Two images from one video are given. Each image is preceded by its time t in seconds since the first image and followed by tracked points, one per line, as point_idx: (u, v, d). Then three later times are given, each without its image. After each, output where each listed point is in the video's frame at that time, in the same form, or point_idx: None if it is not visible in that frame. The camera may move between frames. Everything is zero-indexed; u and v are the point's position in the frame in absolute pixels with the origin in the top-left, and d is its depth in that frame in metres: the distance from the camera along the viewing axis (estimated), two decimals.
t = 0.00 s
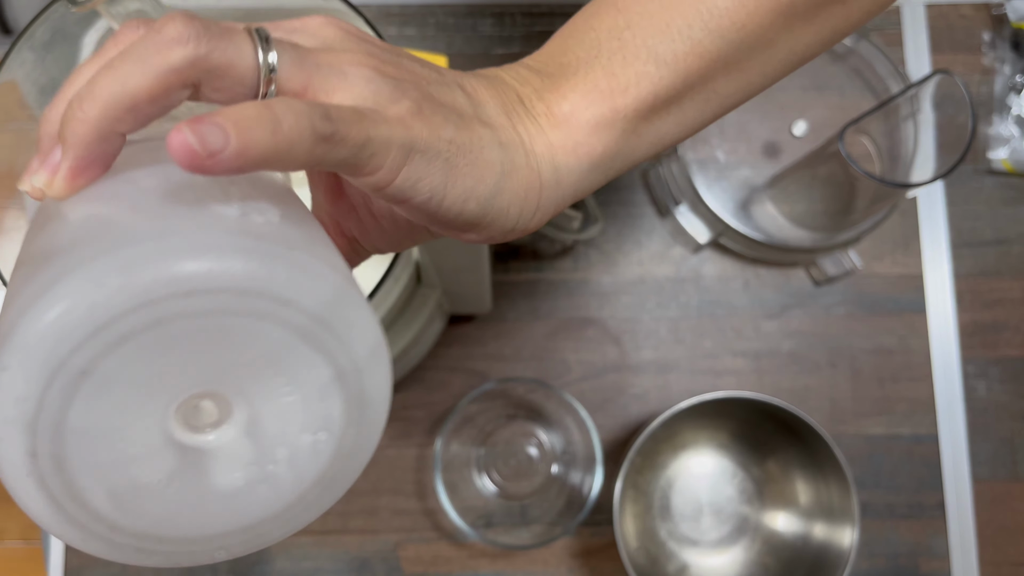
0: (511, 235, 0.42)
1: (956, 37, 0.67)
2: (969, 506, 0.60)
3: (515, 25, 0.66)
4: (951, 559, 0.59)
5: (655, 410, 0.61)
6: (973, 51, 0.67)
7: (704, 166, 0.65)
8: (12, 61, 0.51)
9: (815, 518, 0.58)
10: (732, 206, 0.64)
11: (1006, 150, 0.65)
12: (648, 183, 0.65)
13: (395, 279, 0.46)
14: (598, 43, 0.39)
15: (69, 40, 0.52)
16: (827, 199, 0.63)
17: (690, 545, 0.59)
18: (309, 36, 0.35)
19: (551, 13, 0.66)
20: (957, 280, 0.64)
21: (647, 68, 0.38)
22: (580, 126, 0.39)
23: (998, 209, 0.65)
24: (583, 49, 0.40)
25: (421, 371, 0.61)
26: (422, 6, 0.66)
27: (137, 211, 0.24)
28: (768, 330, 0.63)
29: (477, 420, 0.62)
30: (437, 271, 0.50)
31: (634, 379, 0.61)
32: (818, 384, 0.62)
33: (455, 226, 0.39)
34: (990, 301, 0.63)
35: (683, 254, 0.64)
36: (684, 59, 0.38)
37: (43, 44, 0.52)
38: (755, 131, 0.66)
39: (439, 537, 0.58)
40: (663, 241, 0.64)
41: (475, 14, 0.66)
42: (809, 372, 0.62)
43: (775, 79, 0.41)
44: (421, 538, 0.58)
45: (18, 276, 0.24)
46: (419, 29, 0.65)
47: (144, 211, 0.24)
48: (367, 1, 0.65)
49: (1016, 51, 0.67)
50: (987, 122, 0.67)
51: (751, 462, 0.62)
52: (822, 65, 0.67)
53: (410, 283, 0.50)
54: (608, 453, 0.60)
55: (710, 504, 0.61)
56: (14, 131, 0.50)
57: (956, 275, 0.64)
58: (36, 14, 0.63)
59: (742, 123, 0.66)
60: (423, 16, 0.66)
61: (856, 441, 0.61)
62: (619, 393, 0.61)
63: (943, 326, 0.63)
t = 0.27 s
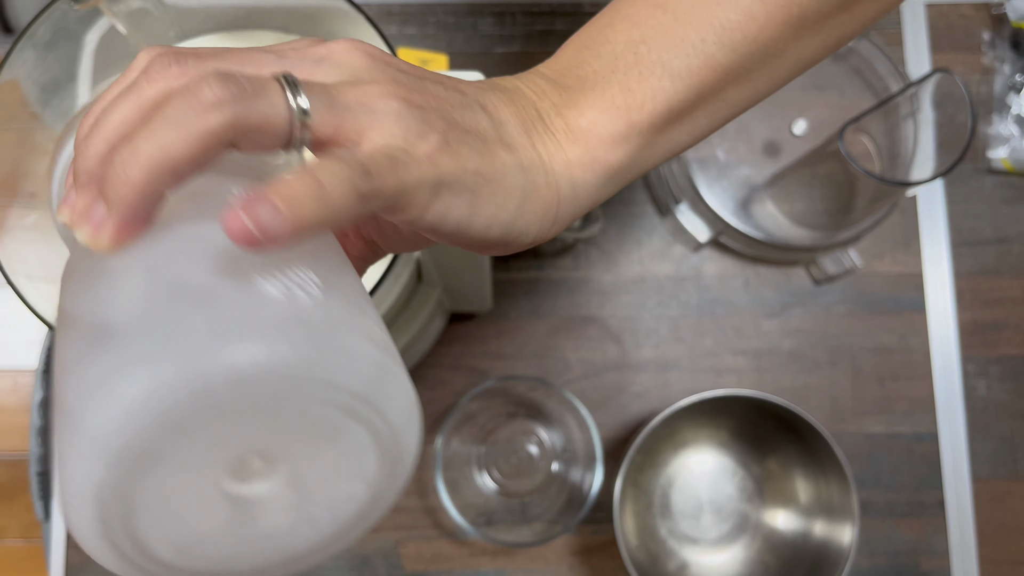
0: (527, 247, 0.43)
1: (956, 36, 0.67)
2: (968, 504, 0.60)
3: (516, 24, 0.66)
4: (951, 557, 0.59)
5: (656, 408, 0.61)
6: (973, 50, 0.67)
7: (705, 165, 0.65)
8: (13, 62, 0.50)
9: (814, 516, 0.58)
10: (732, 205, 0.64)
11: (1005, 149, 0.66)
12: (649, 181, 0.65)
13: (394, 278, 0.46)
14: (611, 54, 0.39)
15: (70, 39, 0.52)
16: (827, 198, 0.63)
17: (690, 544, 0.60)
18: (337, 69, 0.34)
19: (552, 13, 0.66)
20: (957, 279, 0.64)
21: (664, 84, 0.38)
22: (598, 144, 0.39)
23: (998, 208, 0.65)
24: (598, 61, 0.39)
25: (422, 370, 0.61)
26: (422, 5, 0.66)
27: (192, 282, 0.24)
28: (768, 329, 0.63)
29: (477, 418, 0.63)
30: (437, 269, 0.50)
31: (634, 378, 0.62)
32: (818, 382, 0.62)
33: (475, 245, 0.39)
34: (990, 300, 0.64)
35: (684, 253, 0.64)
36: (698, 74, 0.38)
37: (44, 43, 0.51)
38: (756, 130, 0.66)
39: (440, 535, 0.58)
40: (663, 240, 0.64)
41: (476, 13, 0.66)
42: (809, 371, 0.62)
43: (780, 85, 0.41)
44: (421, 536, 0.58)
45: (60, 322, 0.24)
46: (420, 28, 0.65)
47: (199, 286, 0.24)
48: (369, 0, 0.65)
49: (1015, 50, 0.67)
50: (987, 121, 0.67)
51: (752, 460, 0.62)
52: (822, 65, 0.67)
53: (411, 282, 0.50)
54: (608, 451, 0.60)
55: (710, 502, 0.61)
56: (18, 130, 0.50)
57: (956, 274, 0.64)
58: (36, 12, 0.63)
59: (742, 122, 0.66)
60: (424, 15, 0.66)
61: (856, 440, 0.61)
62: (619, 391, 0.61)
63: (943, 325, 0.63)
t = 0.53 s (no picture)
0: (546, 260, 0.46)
1: (957, 35, 0.67)
2: (969, 501, 0.60)
3: (517, 22, 0.66)
4: (951, 555, 0.59)
5: (657, 406, 0.61)
6: (974, 49, 0.67)
7: (705, 163, 0.65)
8: (16, 62, 0.48)
9: (814, 513, 0.58)
10: (733, 203, 0.64)
11: (1006, 147, 0.66)
12: (650, 179, 0.65)
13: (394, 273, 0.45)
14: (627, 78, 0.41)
15: (71, 36, 0.52)
16: (828, 195, 0.63)
17: (691, 540, 0.60)
18: (355, 151, 0.34)
19: (553, 11, 0.67)
20: (958, 276, 0.64)
21: (683, 104, 0.42)
22: (620, 161, 0.42)
23: (998, 206, 0.65)
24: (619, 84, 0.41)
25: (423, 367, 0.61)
26: (424, 3, 0.66)
27: (331, 488, 0.33)
28: (769, 327, 0.63)
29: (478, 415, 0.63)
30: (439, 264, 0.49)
31: (635, 375, 0.62)
32: (819, 380, 0.62)
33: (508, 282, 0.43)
34: (991, 298, 0.64)
35: (685, 251, 0.64)
36: (710, 91, 0.42)
37: (46, 41, 0.50)
38: (756, 129, 0.67)
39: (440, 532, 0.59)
40: (665, 238, 0.64)
41: (477, 11, 0.66)
42: (810, 368, 0.62)
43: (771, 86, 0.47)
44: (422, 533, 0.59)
45: (218, 484, 0.33)
46: (421, 27, 0.66)
47: (337, 492, 0.34)
48: None
49: (1016, 49, 0.67)
50: (988, 120, 0.67)
51: (752, 457, 0.62)
52: (823, 63, 0.68)
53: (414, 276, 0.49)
54: (609, 448, 0.61)
55: (711, 499, 0.61)
56: (17, 130, 0.49)
57: (957, 272, 0.64)
58: (38, 10, 0.63)
59: (743, 121, 0.67)
60: (426, 13, 0.66)
61: (856, 437, 0.61)
62: (620, 388, 0.61)
63: (943, 323, 0.63)
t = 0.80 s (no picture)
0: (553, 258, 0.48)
1: (956, 35, 0.67)
2: (968, 500, 0.60)
3: (518, 22, 0.66)
4: (950, 554, 0.59)
5: (656, 405, 0.61)
6: (974, 49, 0.68)
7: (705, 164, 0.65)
8: (17, 62, 0.48)
9: (814, 511, 0.58)
10: (733, 202, 0.65)
11: (1005, 147, 0.66)
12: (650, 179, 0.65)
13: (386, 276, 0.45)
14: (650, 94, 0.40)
15: (73, 35, 0.51)
16: (828, 195, 0.63)
17: (690, 539, 0.60)
18: (413, 257, 0.32)
19: (554, 11, 0.67)
20: (957, 276, 0.64)
21: (698, 124, 0.42)
22: (638, 181, 0.43)
23: (998, 206, 0.65)
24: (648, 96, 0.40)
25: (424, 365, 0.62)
26: (425, 2, 0.66)
27: (393, 538, 0.35)
28: (768, 326, 0.63)
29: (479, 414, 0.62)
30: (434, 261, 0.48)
31: (635, 374, 0.62)
32: (818, 379, 0.62)
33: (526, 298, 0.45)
34: (990, 297, 0.64)
35: (685, 250, 0.64)
36: (722, 107, 0.43)
37: (47, 41, 0.49)
38: (756, 129, 0.67)
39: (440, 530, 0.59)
40: (664, 238, 0.64)
41: (478, 11, 0.66)
42: (809, 367, 0.62)
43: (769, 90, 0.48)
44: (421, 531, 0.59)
45: (282, 536, 0.34)
46: (422, 26, 0.66)
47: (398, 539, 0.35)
48: None
49: (1015, 49, 0.67)
50: (987, 120, 0.67)
51: (752, 455, 0.62)
52: (823, 63, 0.68)
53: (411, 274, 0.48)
54: (609, 446, 0.61)
55: (710, 498, 0.61)
56: (20, 130, 0.49)
57: (956, 272, 0.64)
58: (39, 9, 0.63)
59: (743, 121, 0.67)
60: (427, 13, 0.66)
61: (855, 436, 0.61)
62: (620, 387, 0.62)
63: (943, 322, 0.63)
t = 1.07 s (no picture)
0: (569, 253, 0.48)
1: (957, 35, 0.68)
2: (968, 499, 0.60)
3: (519, 21, 0.66)
4: (950, 552, 0.59)
5: (657, 403, 0.61)
6: (974, 49, 0.68)
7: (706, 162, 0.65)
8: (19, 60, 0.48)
9: (815, 510, 0.58)
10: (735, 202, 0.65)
11: (1006, 146, 0.66)
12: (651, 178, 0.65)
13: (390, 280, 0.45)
14: (756, 125, 0.35)
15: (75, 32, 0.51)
16: (828, 195, 0.64)
17: (691, 537, 0.60)
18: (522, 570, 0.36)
19: (556, 10, 0.67)
20: (957, 275, 0.64)
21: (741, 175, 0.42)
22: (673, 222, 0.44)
23: (998, 205, 0.65)
24: (751, 140, 0.35)
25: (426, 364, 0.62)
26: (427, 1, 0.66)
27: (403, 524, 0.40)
28: (769, 324, 0.63)
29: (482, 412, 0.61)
30: (440, 263, 0.48)
31: (636, 372, 0.62)
32: (818, 377, 0.62)
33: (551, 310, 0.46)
34: (990, 296, 0.64)
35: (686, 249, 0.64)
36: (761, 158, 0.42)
37: (49, 41, 0.49)
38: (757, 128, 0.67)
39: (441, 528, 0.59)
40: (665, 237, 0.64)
41: (480, 10, 0.66)
42: (809, 366, 0.63)
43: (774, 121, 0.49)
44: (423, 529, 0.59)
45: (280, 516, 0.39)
46: (424, 25, 0.66)
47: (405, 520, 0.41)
48: None
49: (1016, 49, 0.67)
50: (987, 119, 0.67)
51: (753, 454, 0.62)
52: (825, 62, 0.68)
53: (415, 275, 0.48)
54: (610, 444, 0.61)
55: (711, 496, 0.61)
56: (22, 129, 0.50)
57: (956, 271, 0.64)
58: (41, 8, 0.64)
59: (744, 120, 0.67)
60: (428, 11, 0.66)
61: (855, 435, 0.61)
62: (620, 385, 0.62)
63: (944, 321, 0.63)
